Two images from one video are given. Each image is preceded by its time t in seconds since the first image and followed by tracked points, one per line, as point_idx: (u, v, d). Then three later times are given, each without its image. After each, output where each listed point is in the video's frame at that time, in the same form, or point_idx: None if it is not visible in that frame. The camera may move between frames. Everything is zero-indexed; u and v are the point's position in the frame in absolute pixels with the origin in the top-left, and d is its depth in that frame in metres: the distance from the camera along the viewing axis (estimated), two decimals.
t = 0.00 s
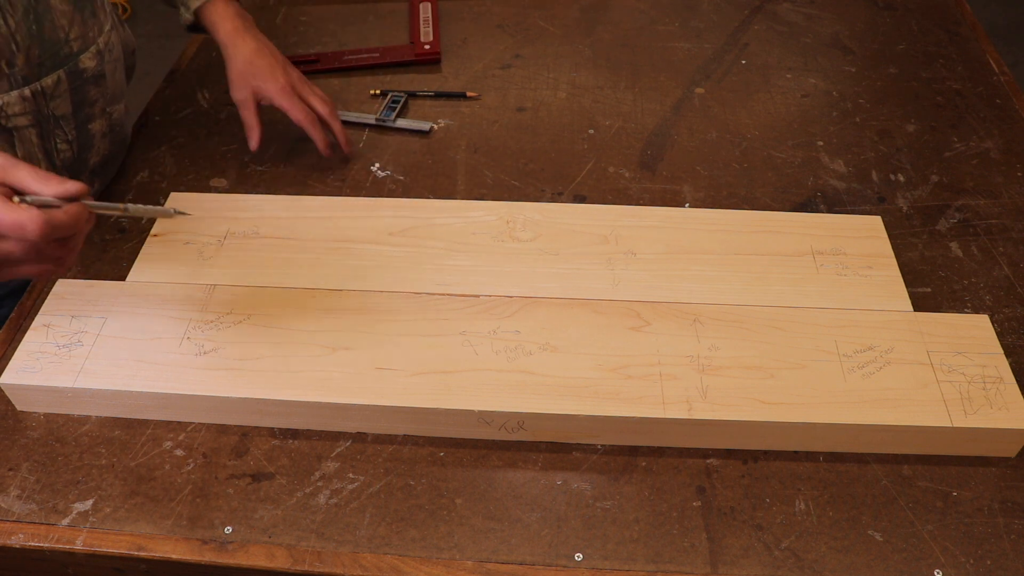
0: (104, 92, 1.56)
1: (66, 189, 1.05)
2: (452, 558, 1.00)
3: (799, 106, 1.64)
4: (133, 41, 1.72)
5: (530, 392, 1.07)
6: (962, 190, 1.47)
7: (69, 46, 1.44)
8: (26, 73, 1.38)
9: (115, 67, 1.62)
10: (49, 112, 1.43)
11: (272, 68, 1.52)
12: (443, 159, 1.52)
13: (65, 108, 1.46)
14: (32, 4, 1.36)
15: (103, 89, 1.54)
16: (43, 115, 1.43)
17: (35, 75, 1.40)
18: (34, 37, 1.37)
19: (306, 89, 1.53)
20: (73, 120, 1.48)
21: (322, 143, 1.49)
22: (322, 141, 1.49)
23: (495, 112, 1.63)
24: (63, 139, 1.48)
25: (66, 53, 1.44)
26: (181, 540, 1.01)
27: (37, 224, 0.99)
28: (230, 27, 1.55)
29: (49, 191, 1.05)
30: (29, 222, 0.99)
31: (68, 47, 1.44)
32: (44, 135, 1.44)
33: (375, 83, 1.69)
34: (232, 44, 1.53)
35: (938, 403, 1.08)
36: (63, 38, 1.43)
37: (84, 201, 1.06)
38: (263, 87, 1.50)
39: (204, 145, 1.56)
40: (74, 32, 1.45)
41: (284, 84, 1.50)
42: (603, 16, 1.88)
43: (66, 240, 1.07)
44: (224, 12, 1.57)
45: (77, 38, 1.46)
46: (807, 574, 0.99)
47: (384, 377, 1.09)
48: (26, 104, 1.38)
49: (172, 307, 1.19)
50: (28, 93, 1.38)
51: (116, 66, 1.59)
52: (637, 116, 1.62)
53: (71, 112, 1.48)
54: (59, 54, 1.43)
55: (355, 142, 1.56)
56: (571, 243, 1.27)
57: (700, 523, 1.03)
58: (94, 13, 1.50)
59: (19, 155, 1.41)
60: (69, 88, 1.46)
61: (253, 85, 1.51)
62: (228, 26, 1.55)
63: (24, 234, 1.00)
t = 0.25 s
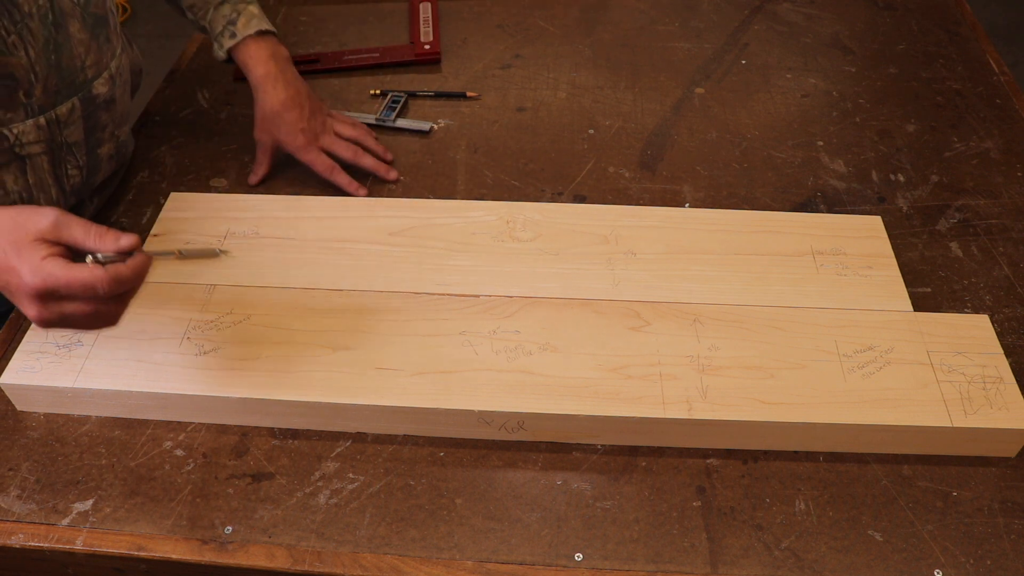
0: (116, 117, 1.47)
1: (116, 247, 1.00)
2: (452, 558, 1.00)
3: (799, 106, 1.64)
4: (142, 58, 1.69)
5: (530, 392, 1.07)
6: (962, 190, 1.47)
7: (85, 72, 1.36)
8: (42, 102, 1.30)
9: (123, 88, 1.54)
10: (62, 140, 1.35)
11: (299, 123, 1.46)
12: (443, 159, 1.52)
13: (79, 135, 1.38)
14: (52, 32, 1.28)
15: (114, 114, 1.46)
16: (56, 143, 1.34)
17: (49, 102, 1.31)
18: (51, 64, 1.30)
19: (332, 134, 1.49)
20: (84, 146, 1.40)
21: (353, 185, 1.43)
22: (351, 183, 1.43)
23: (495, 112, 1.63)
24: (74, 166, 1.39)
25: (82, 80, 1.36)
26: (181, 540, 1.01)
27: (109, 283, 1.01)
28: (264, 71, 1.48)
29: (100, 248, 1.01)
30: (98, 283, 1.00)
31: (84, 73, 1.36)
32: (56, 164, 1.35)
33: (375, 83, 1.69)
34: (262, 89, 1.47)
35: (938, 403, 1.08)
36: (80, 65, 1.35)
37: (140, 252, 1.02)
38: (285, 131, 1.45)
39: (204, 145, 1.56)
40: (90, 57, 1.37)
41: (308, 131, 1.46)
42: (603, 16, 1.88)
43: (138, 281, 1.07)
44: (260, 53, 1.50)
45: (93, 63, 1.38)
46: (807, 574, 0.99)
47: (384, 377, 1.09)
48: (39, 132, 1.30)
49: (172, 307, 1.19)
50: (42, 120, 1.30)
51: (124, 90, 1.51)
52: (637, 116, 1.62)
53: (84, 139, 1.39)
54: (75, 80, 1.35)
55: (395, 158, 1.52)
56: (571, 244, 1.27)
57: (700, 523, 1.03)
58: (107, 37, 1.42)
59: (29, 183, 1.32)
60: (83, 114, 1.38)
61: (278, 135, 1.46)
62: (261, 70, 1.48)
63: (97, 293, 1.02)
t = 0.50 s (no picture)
0: (136, 133, 1.43)
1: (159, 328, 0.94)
2: (452, 558, 1.00)
3: (799, 106, 1.64)
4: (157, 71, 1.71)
5: (530, 392, 1.07)
6: (962, 190, 1.47)
7: (106, 91, 1.32)
8: (64, 123, 1.27)
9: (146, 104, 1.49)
10: (82, 158, 1.32)
11: (312, 138, 1.46)
12: (443, 159, 1.52)
13: (99, 153, 1.34)
14: (74, 53, 1.25)
15: (133, 131, 1.41)
16: (75, 161, 1.31)
17: (70, 121, 1.28)
18: (73, 84, 1.26)
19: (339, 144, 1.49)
20: (105, 164, 1.35)
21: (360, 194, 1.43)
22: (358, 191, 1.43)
23: (495, 112, 1.63)
24: (92, 183, 1.34)
25: (103, 98, 1.32)
26: (181, 541, 1.01)
27: (148, 364, 0.95)
28: (281, 84, 1.46)
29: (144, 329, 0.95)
30: (138, 363, 0.94)
31: (105, 92, 1.32)
32: (75, 182, 1.31)
33: (375, 83, 1.69)
34: (277, 103, 1.45)
35: (938, 403, 1.08)
36: (101, 84, 1.31)
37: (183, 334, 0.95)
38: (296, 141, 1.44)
39: (204, 145, 1.56)
40: (111, 75, 1.33)
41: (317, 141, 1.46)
42: (603, 16, 1.88)
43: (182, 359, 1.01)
44: (277, 65, 1.47)
45: (113, 81, 1.34)
46: (807, 574, 0.99)
47: (384, 377, 1.09)
48: (60, 151, 1.28)
49: (172, 307, 1.18)
50: (62, 140, 1.28)
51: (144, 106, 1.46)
52: (637, 116, 1.62)
53: (104, 157, 1.35)
54: (95, 99, 1.31)
55: (407, 161, 1.51)
56: (571, 243, 1.27)
57: (700, 523, 1.03)
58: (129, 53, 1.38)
59: (47, 202, 1.29)
60: (103, 133, 1.34)
61: (290, 149, 1.45)
62: (278, 83, 1.46)
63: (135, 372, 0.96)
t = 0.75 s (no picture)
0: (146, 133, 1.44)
1: (180, 340, 0.96)
2: (452, 558, 1.00)
3: (799, 107, 1.64)
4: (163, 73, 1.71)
5: (531, 392, 1.07)
6: (962, 190, 1.47)
7: (119, 94, 1.33)
8: (78, 126, 1.28)
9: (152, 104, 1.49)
10: (94, 160, 1.32)
11: (313, 139, 1.46)
12: (443, 159, 1.52)
13: (111, 154, 1.34)
14: (89, 56, 1.26)
15: (143, 131, 1.42)
16: (88, 163, 1.31)
17: (84, 123, 1.29)
18: (88, 87, 1.27)
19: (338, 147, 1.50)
20: (116, 165, 1.36)
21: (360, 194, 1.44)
22: (358, 191, 1.44)
23: (495, 112, 1.63)
24: (103, 184, 1.34)
25: (116, 101, 1.32)
26: (181, 541, 1.01)
27: (165, 373, 0.95)
28: (283, 85, 1.46)
29: (165, 340, 0.97)
30: (156, 371, 0.94)
31: (118, 94, 1.33)
32: (87, 184, 1.32)
33: (375, 83, 1.69)
34: (279, 104, 1.45)
35: (938, 403, 1.08)
36: (115, 87, 1.32)
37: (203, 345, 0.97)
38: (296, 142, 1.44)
39: (204, 145, 1.56)
40: (124, 77, 1.33)
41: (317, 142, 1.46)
42: (603, 16, 1.88)
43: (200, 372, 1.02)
44: (280, 66, 1.47)
45: (126, 83, 1.34)
46: (807, 574, 0.99)
47: (384, 377, 1.09)
48: (74, 154, 1.28)
49: (172, 307, 1.18)
50: (76, 143, 1.28)
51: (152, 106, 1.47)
52: (637, 116, 1.62)
53: (116, 158, 1.35)
54: (109, 102, 1.31)
55: (407, 161, 1.51)
56: (571, 243, 1.27)
57: (700, 523, 1.03)
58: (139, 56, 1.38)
59: (61, 204, 1.29)
60: (116, 134, 1.34)
61: (291, 150, 1.45)
62: (281, 84, 1.45)
63: (154, 382, 0.96)
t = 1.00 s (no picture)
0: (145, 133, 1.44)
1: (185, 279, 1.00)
2: (452, 558, 1.00)
3: (799, 107, 1.64)
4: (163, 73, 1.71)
5: (531, 392, 1.07)
6: (962, 190, 1.47)
7: (117, 94, 1.33)
8: (75, 125, 1.28)
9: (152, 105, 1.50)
10: (91, 159, 1.32)
11: (313, 139, 1.46)
12: (443, 159, 1.52)
13: (109, 154, 1.34)
14: (87, 57, 1.25)
15: (141, 132, 1.41)
16: (85, 162, 1.32)
17: (81, 122, 1.29)
18: (85, 87, 1.27)
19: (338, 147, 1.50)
20: (114, 165, 1.35)
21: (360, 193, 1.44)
22: (358, 190, 1.44)
23: (495, 112, 1.63)
24: (100, 183, 1.34)
25: (114, 101, 1.33)
26: (181, 541, 1.01)
27: (174, 303, 0.98)
28: (284, 86, 1.45)
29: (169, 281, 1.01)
30: (164, 300, 0.97)
31: (116, 94, 1.33)
32: (84, 183, 1.32)
33: (375, 83, 1.69)
34: (278, 104, 1.45)
35: (939, 403, 1.08)
36: (112, 87, 1.32)
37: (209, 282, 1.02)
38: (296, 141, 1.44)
39: (204, 145, 1.56)
40: (122, 78, 1.33)
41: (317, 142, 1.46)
42: (603, 16, 1.88)
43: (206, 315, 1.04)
44: (281, 66, 1.47)
45: (124, 83, 1.34)
46: (807, 574, 0.99)
47: (384, 377, 1.09)
48: (70, 153, 1.29)
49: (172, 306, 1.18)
50: (73, 141, 1.29)
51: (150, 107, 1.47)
52: (637, 116, 1.62)
53: (113, 158, 1.35)
54: (107, 102, 1.32)
55: (407, 161, 1.51)
56: (571, 243, 1.27)
57: (700, 523, 1.03)
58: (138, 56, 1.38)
59: (58, 202, 1.31)
60: (114, 134, 1.34)
61: (291, 150, 1.44)
62: (281, 84, 1.45)
63: (163, 313, 0.98)
